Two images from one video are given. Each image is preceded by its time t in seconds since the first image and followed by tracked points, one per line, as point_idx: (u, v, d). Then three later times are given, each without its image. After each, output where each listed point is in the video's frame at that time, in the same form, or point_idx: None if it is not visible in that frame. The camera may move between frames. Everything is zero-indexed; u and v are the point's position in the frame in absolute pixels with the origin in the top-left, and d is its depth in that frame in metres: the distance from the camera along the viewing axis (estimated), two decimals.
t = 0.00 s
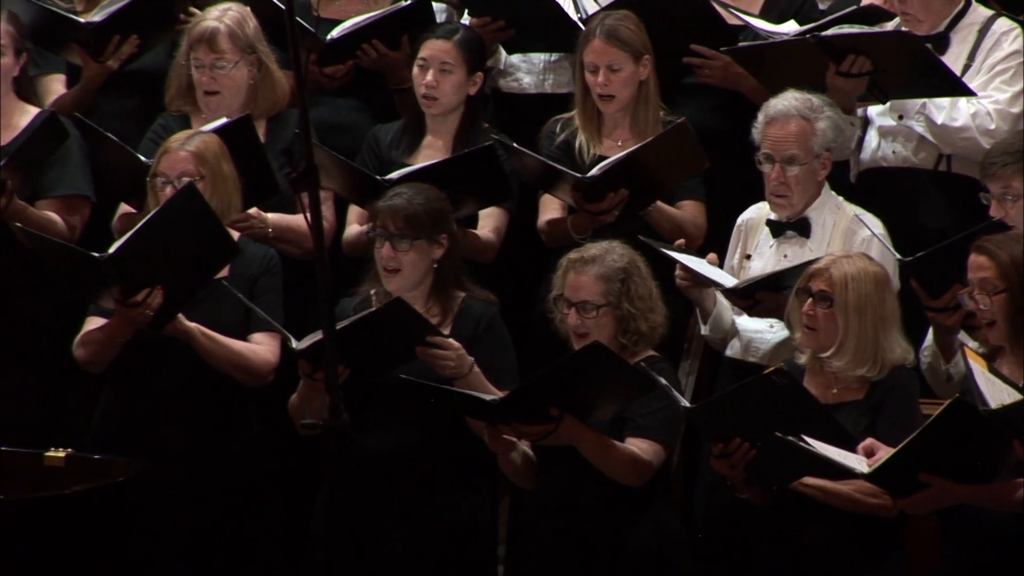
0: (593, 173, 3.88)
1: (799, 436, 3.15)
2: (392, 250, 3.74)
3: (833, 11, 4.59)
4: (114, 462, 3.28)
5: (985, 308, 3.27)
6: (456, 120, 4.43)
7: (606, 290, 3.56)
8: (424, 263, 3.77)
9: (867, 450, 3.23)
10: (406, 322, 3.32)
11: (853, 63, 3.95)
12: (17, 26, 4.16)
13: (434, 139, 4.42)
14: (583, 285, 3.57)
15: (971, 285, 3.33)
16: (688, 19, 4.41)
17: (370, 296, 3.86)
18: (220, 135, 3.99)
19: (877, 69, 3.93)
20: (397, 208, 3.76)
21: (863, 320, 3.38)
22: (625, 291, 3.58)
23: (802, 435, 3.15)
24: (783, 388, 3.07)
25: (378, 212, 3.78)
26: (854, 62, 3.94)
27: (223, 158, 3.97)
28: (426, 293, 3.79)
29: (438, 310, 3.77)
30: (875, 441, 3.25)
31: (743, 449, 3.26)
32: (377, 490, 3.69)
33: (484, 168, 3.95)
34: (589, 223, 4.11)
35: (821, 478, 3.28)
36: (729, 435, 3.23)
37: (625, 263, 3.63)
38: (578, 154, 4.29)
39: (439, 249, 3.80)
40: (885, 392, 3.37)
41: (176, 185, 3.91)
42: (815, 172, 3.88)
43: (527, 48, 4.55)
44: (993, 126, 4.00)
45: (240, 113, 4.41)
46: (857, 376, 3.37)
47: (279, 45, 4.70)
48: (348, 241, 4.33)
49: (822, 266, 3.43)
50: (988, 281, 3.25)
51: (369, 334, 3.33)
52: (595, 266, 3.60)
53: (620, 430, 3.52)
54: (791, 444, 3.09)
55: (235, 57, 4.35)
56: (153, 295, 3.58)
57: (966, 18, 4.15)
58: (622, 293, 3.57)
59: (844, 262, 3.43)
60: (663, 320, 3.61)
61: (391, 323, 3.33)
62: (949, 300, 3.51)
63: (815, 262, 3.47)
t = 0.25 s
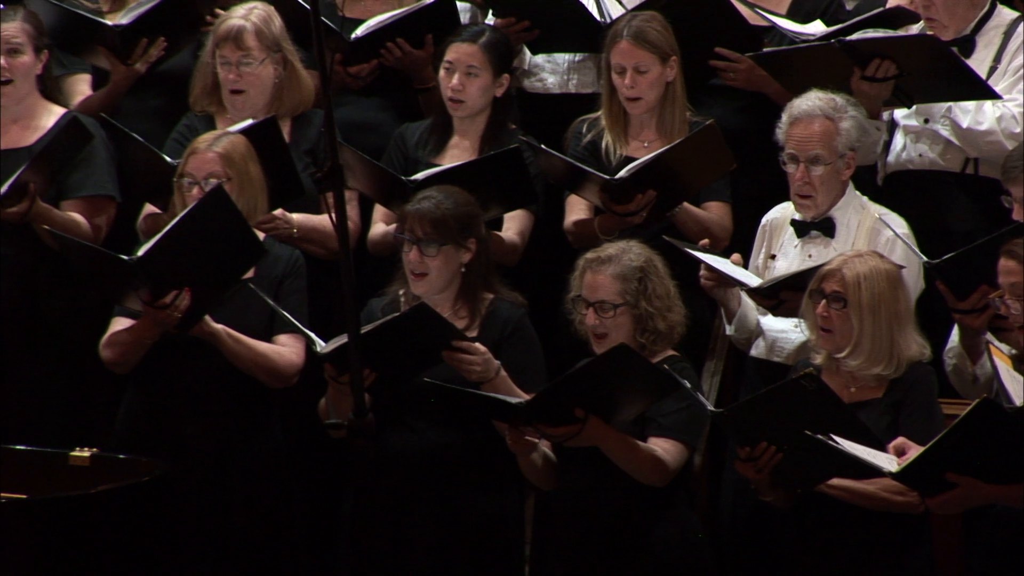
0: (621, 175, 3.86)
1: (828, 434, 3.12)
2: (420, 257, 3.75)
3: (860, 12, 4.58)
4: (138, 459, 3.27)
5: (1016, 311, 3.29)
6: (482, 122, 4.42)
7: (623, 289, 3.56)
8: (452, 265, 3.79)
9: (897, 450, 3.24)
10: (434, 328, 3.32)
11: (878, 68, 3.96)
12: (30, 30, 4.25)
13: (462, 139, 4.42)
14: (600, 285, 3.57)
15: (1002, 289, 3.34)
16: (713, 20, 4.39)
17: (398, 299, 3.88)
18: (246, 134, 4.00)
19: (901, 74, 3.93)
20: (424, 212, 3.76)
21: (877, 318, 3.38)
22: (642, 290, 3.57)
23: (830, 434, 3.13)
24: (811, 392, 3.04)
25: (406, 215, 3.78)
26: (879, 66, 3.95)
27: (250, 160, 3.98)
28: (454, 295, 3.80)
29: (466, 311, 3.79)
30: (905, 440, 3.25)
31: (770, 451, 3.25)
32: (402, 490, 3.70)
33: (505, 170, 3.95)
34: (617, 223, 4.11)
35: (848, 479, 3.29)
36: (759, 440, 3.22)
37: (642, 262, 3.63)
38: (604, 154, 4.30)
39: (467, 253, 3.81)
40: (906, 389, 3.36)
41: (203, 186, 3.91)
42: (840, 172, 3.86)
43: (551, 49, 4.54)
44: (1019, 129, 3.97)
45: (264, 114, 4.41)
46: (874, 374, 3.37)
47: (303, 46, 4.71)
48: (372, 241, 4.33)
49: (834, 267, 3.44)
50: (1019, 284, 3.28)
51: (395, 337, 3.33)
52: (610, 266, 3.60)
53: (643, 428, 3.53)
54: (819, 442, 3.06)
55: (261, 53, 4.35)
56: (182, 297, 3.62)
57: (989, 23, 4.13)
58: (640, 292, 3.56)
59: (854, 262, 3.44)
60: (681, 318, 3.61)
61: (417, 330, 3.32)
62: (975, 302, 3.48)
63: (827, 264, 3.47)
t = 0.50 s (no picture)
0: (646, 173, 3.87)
1: (856, 433, 3.10)
2: (445, 262, 3.74)
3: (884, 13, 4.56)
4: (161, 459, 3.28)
5: None
6: (506, 122, 4.42)
7: (637, 289, 3.55)
8: (476, 269, 3.78)
9: (926, 449, 3.24)
10: (457, 330, 3.31)
11: (899, 69, 3.95)
12: (47, 29, 4.27)
13: (486, 139, 4.41)
14: (615, 285, 3.57)
15: None
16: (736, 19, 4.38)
17: (423, 300, 3.89)
18: (270, 135, 3.99)
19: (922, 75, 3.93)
20: (448, 218, 3.75)
21: (896, 319, 3.37)
22: (658, 289, 3.56)
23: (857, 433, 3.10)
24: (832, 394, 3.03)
25: (430, 220, 3.77)
26: (900, 68, 3.94)
27: (275, 161, 3.99)
28: (479, 297, 3.80)
29: (491, 311, 3.79)
30: (936, 438, 3.25)
31: (790, 455, 3.28)
32: (423, 490, 3.70)
33: (533, 177, 3.96)
34: (641, 221, 4.10)
35: (870, 479, 3.29)
36: (778, 444, 3.24)
37: (657, 262, 3.61)
38: (627, 152, 4.30)
39: (491, 257, 3.80)
40: (928, 389, 3.35)
41: (229, 186, 3.92)
42: (861, 171, 3.84)
43: (573, 48, 4.53)
44: None
45: (287, 114, 4.42)
46: (894, 375, 3.36)
47: (326, 45, 4.72)
48: (396, 239, 4.34)
49: (852, 269, 3.43)
50: None
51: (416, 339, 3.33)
52: (625, 266, 3.59)
53: (662, 428, 3.53)
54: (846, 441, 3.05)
55: (284, 52, 4.36)
56: (206, 299, 3.60)
57: (1009, 19, 4.11)
58: (655, 291, 3.56)
59: (873, 262, 3.43)
60: (696, 317, 3.61)
61: (439, 333, 3.31)
62: (996, 302, 3.46)
63: (845, 266, 3.46)
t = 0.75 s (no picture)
0: (671, 168, 3.87)
1: (886, 429, 3.11)
2: (475, 259, 3.75)
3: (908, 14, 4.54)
4: (186, 458, 3.29)
5: None
6: (531, 121, 4.42)
7: (655, 285, 3.56)
8: (504, 269, 3.79)
9: (957, 447, 3.23)
10: (488, 328, 3.33)
11: (918, 68, 3.96)
12: (65, 28, 4.30)
13: (509, 138, 4.42)
14: (632, 281, 3.57)
15: None
16: (761, 19, 4.37)
17: (450, 299, 3.91)
18: (297, 135, 4.00)
19: (941, 74, 3.93)
20: (480, 216, 3.76)
21: (924, 319, 3.36)
22: (675, 286, 3.58)
23: (890, 430, 3.12)
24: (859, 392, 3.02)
25: (462, 216, 3.78)
26: (919, 66, 3.96)
27: (302, 162, 4.00)
28: (506, 296, 3.81)
29: (517, 311, 3.80)
30: (966, 437, 3.25)
31: (816, 446, 3.22)
32: (446, 488, 3.71)
33: (552, 173, 3.95)
34: (666, 219, 4.08)
35: (896, 476, 3.27)
36: (805, 434, 3.20)
37: (674, 259, 3.64)
38: (653, 151, 4.28)
39: (522, 255, 3.81)
40: (955, 390, 3.35)
41: (256, 187, 3.91)
42: (884, 171, 3.84)
43: (598, 48, 4.53)
44: None
45: (313, 113, 4.43)
46: (921, 375, 3.36)
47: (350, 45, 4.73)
48: (420, 237, 4.34)
49: (881, 267, 3.42)
50: None
51: (440, 337, 3.33)
52: (643, 262, 3.61)
53: (681, 427, 3.54)
54: (875, 437, 3.07)
55: (310, 50, 4.38)
56: (234, 299, 3.62)
57: None
58: (672, 288, 3.57)
59: (902, 262, 3.41)
60: (714, 315, 3.63)
61: (476, 331, 3.33)
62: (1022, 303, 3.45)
63: (874, 263, 3.45)
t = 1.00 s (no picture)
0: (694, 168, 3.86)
1: (911, 428, 3.13)
2: (504, 255, 3.76)
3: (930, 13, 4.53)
4: (208, 459, 3.28)
5: None
6: (551, 120, 4.42)
7: (670, 284, 3.59)
8: (531, 266, 3.81)
9: (983, 445, 3.24)
10: (517, 323, 3.36)
11: (937, 68, 4.00)
12: (83, 26, 4.32)
13: (529, 138, 4.43)
14: (648, 280, 3.60)
15: None
16: (783, 18, 4.38)
17: (472, 298, 3.93)
18: (320, 136, 4.02)
19: (960, 74, 3.98)
20: (509, 212, 3.79)
21: (951, 320, 3.35)
22: (691, 284, 3.60)
23: (916, 428, 3.14)
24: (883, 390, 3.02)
25: (491, 212, 3.81)
26: (938, 66, 3.99)
27: (324, 161, 4.01)
28: (531, 294, 3.84)
29: (541, 309, 3.83)
30: (994, 435, 3.25)
31: (841, 443, 3.28)
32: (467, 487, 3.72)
33: (565, 165, 3.94)
34: (689, 218, 4.10)
35: (918, 474, 3.27)
36: (830, 430, 3.24)
37: (690, 257, 3.66)
38: (675, 151, 4.28)
39: (549, 253, 3.84)
40: (979, 391, 3.35)
41: (278, 186, 3.93)
42: (904, 172, 3.84)
43: (620, 47, 4.53)
44: None
45: (335, 113, 4.43)
46: (947, 375, 3.35)
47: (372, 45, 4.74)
48: (441, 237, 4.35)
49: (908, 267, 3.41)
50: None
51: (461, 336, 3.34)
52: (659, 261, 3.64)
53: (699, 427, 3.55)
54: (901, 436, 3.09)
55: (332, 50, 4.39)
56: (256, 298, 3.63)
57: None
58: (688, 286, 3.59)
59: (929, 262, 3.40)
60: (730, 314, 3.64)
61: (505, 326, 3.36)
62: None
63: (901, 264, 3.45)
